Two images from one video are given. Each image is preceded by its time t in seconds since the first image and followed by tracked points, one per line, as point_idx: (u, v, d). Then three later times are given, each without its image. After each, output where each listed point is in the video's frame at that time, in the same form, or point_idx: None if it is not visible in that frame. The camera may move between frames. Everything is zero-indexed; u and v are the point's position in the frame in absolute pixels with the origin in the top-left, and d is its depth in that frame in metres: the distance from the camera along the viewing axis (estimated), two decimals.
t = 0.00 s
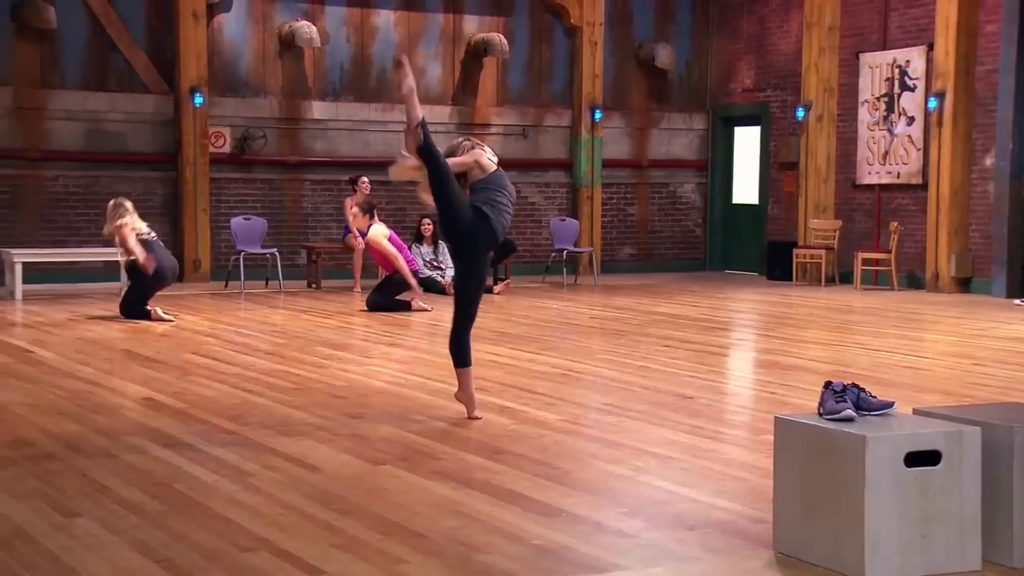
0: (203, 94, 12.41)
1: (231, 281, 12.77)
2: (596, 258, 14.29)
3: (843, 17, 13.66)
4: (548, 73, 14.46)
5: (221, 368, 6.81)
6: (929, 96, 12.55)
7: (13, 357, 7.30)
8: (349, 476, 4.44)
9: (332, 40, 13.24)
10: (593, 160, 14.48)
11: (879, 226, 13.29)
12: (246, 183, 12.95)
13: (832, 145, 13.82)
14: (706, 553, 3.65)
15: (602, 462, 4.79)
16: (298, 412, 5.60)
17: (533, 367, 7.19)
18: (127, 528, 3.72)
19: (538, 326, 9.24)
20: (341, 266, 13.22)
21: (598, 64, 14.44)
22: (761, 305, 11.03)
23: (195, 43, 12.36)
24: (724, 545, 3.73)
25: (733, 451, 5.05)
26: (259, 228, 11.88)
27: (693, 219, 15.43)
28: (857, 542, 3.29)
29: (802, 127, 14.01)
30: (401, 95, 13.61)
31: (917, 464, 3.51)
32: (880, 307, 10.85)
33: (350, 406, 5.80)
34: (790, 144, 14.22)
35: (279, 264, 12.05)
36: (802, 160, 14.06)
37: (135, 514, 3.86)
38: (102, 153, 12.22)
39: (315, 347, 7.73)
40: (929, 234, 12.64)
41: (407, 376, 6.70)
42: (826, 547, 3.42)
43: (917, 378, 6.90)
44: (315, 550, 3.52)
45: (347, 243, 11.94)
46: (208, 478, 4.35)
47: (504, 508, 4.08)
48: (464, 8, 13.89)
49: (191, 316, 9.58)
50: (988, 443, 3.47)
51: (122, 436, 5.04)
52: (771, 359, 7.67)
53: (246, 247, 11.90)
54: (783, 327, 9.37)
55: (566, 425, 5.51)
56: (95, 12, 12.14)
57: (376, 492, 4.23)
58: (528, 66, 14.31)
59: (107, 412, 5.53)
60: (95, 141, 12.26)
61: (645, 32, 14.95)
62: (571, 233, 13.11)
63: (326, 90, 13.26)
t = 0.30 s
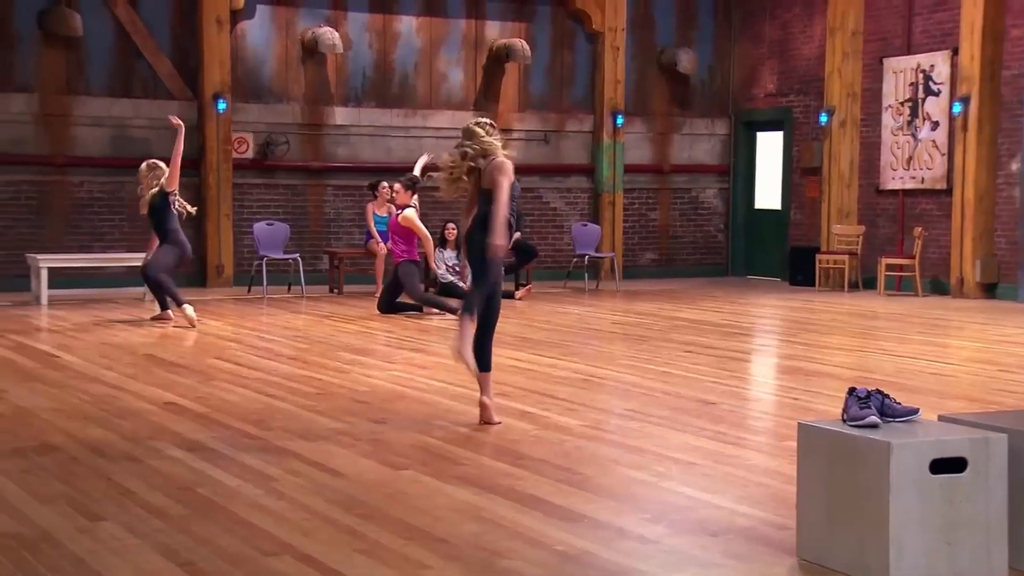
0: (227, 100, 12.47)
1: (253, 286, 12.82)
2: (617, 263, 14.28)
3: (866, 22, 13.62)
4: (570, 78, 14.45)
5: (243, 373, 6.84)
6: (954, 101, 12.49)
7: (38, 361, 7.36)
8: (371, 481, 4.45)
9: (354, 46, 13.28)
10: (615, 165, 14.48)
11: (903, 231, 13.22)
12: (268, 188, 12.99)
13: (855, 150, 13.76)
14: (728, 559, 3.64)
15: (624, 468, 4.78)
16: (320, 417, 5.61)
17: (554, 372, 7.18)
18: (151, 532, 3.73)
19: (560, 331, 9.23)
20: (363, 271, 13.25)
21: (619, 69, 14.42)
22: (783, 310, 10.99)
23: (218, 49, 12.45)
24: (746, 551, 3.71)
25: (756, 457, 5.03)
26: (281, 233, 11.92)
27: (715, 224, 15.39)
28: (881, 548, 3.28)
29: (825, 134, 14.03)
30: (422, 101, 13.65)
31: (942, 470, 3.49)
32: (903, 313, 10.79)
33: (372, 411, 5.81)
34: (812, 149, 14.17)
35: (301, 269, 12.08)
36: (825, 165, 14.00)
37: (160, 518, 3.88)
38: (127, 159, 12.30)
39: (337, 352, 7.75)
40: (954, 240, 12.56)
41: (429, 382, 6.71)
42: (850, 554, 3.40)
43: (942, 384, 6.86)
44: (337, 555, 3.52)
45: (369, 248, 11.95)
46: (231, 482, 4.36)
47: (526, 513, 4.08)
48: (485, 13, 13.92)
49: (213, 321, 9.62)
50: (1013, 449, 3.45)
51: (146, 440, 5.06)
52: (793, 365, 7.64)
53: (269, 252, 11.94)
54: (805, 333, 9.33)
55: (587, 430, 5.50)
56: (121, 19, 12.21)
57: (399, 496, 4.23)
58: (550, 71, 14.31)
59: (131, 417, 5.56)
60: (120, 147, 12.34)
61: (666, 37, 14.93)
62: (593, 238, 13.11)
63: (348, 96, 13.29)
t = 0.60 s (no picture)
0: (243, 105, 12.50)
1: (269, 291, 12.84)
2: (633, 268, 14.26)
3: (884, 26, 13.59)
4: (586, 84, 14.45)
5: (259, 378, 6.84)
6: (973, 106, 12.44)
7: (55, 366, 7.39)
8: (387, 486, 4.44)
9: (371, 52, 13.30)
10: (631, 170, 14.47)
11: (920, 237, 13.17)
12: (285, 194, 13.03)
13: (873, 155, 13.72)
14: (744, 566, 3.62)
15: (640, 474, 4.77)
16: (335, 422, 5.61)
17: (570, 378, 7.17)
18: (167, 537, 3.74)
19: (576, 336, 9.22)
20: (379, 276, 13.26)
21: (636, 74, 14.41)
22: (800, 315, 10.95)
23: (235, 54, 12.47)
24: (762, 558, 3.69)
25: (773, 464, 5.01)
26: (297, 238, 11.94)
27: (731, 229, 15.36)
28: (897, 554, 3.26)
29: (842, 138, 13.91)
30: (439, 106, 13.67)
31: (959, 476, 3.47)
32: (921, 318, 10.75)
33: (387, 416, 5.81)
34: (830, 154, 14.13)
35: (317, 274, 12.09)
36: (842, 170, 13.97)
37: (175, 523, 3.89)
38: (144, 164, 12.34)
39: (353, 357, 7.76)
40: (972, 246, 12.50)
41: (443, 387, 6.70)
42: (867, 561, 3.38)
43: (960, 390, 6.82)
44: (352, 561, 3.52)
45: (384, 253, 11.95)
46: (246, 488, 4.36)
47: (540, 519, 4.07)
48: (502, 19, 13.93)
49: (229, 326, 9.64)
50: None
51: (161, 445, 5.07)
52: (810, 371, 7.61)
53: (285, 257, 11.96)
54: (822, 339, 9.29)
55: (603, 436, 5.49)
56: (139, 26, 12.24)
57: (414, 502, 4.23)
58: (566, 76, 14.31)
59: (147, 422, 5.57)
60: (137, 153, 12.39)
61: (683, 42, 14.91)
62: (609, 244, 13.09)
63: (364, 101, 13.32)
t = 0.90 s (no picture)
0: (260, 113, 12.54)
1: (286, 299, 12.86)
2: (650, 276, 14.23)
3: (902, 34, 13.54)
4: (603, 92, 14.43)
5: (274, 386, 6.86)
6: (992, 114, 12.38)
7: (72, 373, 7.42)
8: (400, 495, 4.43)
9: (387, 60, 13.33)
10: (648, 177, 14.45)
11: (939, 245, 13.09)
12: (302, 202, 13.05)
13: (891, 164, 13.67)
14: None
15: (655, 483, 4.75)
16: (350, 431, 5.61)
17: (585, 386, 7.15)
18: (180, 545, 3.74)
19: (592, 344, 9.20)
20: (396, 284, 13.27)
21: (653, 81, 14.39)
22: (817, 324, 10.91)
23: (252, 62, 12.50)
24: (777, 568, 3.67)
25: (789, 473, 4.98)
26: (313, 247, 11.94)
27: (749, 237, 15.32)
28: (913, 563, 3.23)
29: (860, 146, 13.91)
30: (455, 114, 13.69)
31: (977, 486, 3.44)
32: (940, 327, 10.69)
33: (402, 425, 5.80)
34: (847, 161, 14.08)
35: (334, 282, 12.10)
36: (860, 177, 13.91)
37: (188, 532, 3.89)
38: (162, 173, 12.39)
39: (369, 365, 7.75)
40: (992, 254, 12.43)
41: (459, 395, 6.70)
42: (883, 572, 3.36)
43: (978, 399, 6.78)
44: (365, 570, 3.51)
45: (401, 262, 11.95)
46: (259, 496, 4.37)
47: (553, 528, 4.05)
48: (519, 27, 13.93)
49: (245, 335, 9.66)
50: None
51: (176, 453, 5.08)
52: (826, 379, 7.58)
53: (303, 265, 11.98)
54: (840, 347, 9.25)
55: (618, 445, 5.47)
56: (157, 35, 12.30)
57: (427, 511, 4.22)
58: (583, 83, 14.30)
59: (162, 429, 5.58)
60: (155, 161, 12.44)
61: (700, 49, 14.89)
62: (625, 251, 13.06)
63: (381, 109, 13.34)
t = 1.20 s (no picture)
0: (274, 116, 12.55)
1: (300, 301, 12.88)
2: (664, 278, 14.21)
3: (917, 34, 13.48)
4: (616, 93, 14.41)
5: (286, 388, 6.86)
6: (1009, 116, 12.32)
7: (86, 375, 7.43)
8: (410, 497, 4.43)
9: (401, 61, 13.34)
10: (661, 179, 14.43)
11: (955, 246, 13.04)
12: (315, 204, 13.07)
13: (906, 166, 13.61)
14: None
15: (667, 486, 4.73)
16: (361, 432, 5.61)
17: (598, 388, 7.13)
18: (191, 547, 3.74)
19: (605, 346, 9.18)
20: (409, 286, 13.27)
21: (666, 83, 14.35)
22: (832, 326, 10.87)
23: (266, 65, 12.52)
24: (789, 571, 3.65)
25: (802, 476, 4.96)
26: (326, 249, 11.95)
27: (763, 239, 15.28)
28: (926, 567, 3.20)
29: (875, 147, 13.83)
30: (469, 116, 13.69)
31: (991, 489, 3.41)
32: (955, 329, 10.64)
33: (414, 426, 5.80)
34: (862, 162, 14.03)
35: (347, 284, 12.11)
36: (875, 179, 13.86)
37: (199, 533, 3.90)
38: (176, 174, 12.42)
39: (381, 367, 7.75)
40: (1009, 256, 12.38)
41: (471, 397, 6.69)
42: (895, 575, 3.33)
43: (993, 402, 6.74)
44: (375, 572, 3.50)
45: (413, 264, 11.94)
46: (270, 498, 4.36)
47: (565, 531, 4.03)
48: (532, 29, 13.93)
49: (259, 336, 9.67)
50: None
51: (188, 455, 5.09)
52: (840, 381, 7.55)
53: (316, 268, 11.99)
54: (854, 349, 9.21)
55: (629, 447, 5.45)
56: (171, 37, 12.33)
57: (438, 513, 4.21)
58: (597, 85, 14.28)
59: (174, 431, 5.59)
60: (169, 163, 12.46)
61: (714, 50, 14.86)
62: (639, 253, 13.04)
63: (394, 111, 13.34)
